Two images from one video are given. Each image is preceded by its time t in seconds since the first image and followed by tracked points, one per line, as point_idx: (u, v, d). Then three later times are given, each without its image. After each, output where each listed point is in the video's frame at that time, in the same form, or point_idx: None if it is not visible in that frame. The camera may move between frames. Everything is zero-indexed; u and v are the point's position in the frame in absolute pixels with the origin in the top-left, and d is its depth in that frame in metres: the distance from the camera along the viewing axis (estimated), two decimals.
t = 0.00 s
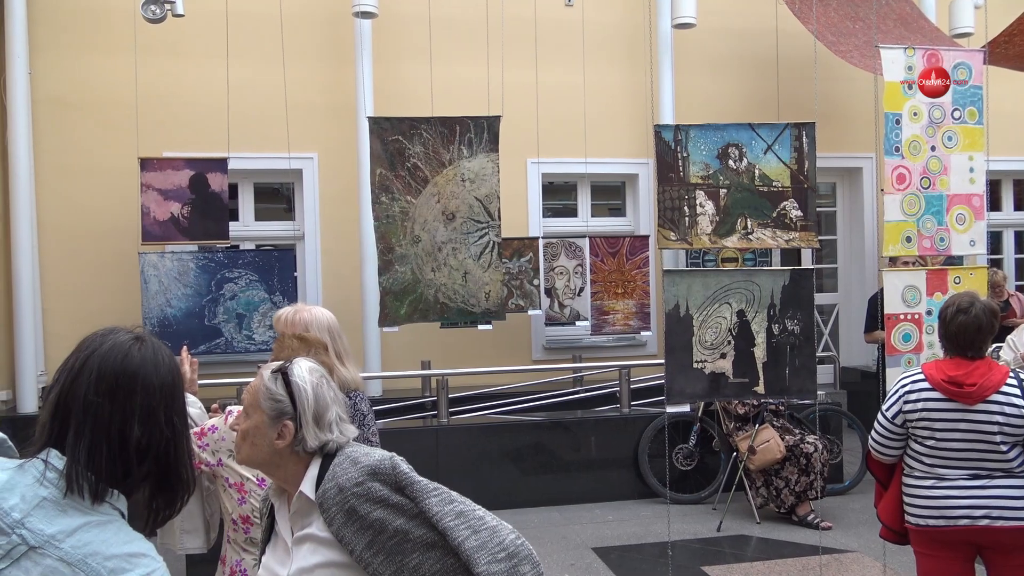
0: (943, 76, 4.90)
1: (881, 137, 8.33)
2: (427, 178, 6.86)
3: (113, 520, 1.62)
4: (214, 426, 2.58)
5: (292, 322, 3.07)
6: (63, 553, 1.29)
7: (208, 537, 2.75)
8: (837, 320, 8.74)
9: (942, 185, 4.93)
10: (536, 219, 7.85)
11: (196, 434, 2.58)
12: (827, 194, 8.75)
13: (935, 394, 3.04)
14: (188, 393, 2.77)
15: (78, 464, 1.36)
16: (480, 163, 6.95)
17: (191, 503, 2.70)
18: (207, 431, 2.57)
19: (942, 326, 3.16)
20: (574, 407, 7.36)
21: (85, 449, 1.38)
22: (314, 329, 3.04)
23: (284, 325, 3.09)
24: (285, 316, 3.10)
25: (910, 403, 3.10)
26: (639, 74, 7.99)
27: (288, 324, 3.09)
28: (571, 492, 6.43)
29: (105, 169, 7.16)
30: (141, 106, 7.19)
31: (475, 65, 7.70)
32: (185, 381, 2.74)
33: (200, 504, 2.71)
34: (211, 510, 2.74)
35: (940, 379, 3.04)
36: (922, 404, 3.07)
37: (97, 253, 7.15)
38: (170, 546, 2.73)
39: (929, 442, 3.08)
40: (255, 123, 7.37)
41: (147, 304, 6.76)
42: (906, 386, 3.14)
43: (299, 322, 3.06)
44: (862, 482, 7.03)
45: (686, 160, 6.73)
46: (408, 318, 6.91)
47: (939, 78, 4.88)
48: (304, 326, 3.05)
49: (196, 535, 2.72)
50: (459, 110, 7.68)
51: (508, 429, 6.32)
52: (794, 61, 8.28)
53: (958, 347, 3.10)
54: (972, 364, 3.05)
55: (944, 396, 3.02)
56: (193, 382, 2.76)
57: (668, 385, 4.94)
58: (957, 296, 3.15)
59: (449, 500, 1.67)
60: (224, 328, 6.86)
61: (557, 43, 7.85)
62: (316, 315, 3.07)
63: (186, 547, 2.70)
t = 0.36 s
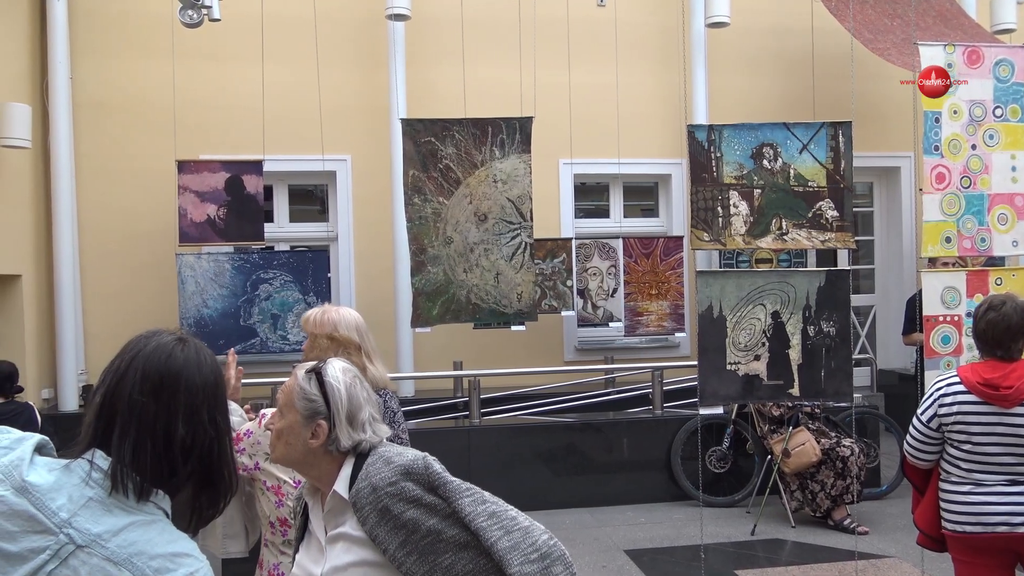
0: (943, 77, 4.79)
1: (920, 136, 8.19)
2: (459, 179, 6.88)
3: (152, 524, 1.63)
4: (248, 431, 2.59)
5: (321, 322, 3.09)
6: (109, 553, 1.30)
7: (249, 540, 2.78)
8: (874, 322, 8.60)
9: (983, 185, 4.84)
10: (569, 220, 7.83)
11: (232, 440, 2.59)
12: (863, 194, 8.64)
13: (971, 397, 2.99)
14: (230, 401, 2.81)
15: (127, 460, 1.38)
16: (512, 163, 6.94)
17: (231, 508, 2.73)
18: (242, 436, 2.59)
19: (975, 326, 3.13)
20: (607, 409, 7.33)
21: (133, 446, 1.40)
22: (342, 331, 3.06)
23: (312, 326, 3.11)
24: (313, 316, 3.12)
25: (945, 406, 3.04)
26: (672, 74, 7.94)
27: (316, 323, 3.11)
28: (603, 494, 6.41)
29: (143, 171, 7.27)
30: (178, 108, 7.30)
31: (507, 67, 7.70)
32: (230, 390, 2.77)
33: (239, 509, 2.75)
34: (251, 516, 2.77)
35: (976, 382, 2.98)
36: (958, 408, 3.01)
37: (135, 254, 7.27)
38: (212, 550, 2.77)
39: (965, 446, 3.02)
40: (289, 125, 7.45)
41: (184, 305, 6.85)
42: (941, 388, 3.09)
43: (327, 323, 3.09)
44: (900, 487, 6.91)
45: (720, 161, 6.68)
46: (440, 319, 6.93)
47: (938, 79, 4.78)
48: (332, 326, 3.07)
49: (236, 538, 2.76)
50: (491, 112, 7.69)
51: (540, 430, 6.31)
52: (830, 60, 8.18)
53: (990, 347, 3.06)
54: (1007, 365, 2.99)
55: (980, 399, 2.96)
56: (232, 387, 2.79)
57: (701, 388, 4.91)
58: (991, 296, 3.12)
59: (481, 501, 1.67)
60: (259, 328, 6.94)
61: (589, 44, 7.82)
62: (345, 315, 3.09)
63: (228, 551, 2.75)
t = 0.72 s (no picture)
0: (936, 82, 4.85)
1: (960, 135, 8.04)
2: (492, 181, 6.90)
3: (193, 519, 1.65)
4: (278, 438, 2.62)
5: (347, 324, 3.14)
6: (142, 546, 1.33)
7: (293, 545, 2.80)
8: (911, 324, 8.46)
9: None
10: (601, 221, 7.81)
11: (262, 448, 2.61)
12: (901, 194, 8.50)
13: (1005, 402, 2.94)
14: (264, 409, 2.83)
15: (158, 455, 1.40)
16: (544, 165, 6.94)
17: (270, 514, 2.75)
18: (272, 443, 2.61)
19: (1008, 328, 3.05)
20: (639, 410, 7.30)
21: (164, 441, 1.42)
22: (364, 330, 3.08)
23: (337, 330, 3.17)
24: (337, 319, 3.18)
25: (979, 411, 2.99)
26: (706, 74, 7.88)
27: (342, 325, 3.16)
28: (636, 497, 6.37)
29: (181, 174, 7.39)
30: (215, 112, 7.41)
31: (539, 68, 7.70)
32: (263, 397, 2.80)
33: (279, 514, 2.76)
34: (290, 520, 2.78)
35: (1010, 386, 2.93)
36: (992, 413, 2.96)
37: (173, 256, 7.38)
38: (259, 552, 2.81)
39: (1002, 452, 2.97)
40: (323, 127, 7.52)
41: (219, 305, 6.94)
42: (974, 393, 3.03)
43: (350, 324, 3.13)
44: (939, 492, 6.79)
45: (754, 161, 6.61)
46: (473, 320, 6.95)
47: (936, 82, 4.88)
48: (359, 325, 3.11)
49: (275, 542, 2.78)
50: (523, 113, 7.69)
51: (572, 432, 6.30)
52: (867, 58, 8.05)
53: None
54: None
55: (1014, 403, 2.92)
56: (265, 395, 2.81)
57: (735, 390, 4.87)
58: None
59: (513, 502, 1.68)
60: (294, 329, 7.02)
61: (621, 44, 7.80)
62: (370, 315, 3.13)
63: (272, 554, 2.77)
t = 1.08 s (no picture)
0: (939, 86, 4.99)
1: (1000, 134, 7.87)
2: (522, 181, 6.91)
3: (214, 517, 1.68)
4: (291, 445, 2.64)
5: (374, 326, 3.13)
6: (146, 536, 1.36)
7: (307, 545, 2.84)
8: (950, 326, 8.31)
9: None
10: (632, 222, 7.78)
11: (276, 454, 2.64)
12: (939, 194, 8.34)
13: None
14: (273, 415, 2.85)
15: (163, 447, 1.44)
16: (575, 166, 6.94)
17: (285, 517, 2.78)
18: (286, 450, 2.64)
19: None
20: (671, 412, 7.25)
21: (169, 435, 1.45)
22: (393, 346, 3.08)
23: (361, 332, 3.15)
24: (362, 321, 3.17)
25: (1017, 416, 2.94)
26: (738, 74, 7.81)
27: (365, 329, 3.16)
28: (666, 499, 6.34)
29: (217, 176, 7.51)
30: (249, 116, 7.52)
31: (570, 69, 7.70)
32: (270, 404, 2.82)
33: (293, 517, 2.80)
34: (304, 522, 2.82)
35: None
36: None
37: (208, 257, 7.50)
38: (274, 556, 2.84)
39: None
40: (355, 130, 7.59)
41: (254, 306, 7.04)
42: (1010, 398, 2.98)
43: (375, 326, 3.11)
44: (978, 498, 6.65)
45: (788, 161, 6.55)
46: (502, 321, 6.97)
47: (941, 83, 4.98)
48: (384, 327, 3.12)
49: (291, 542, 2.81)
50: (553, 114, 7.69)
51: (602, 433, 6.28)
52: (904, 56, 7.91)
53: None
54: None
55: None
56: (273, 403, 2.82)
57: (768, 392, 4.80)
58: None
59: (544, 502, 1.68)
60: (326, 329, 7.10)
61: (653, 44, 7.76)
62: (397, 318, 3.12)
63: (288, 556, 2.80)
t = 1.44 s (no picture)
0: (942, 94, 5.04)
1: None
2: (556, 183, 6.91)
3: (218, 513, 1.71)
4: (305, 444, 2.64)
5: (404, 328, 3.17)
6: (145, 536, 1.41)
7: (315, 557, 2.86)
8: (992, 329, 8.13)
9: None
10: (666, 223, 7.74)
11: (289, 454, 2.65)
12: (981, 194, 8.16)
13: None
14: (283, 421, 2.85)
15: (158, 447, 1.47)
16: (608, 167, 6.92)
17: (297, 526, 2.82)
18: (299, 450, 2.64)
19: None
20: (704, 415, 7.19)
21: (164, 434, 1.49)
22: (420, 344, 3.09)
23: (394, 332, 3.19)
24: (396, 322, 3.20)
25: None
26: (774, 73, 7.71)
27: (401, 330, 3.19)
28: (699, 502, 6.29)
29: (254, 179, 7.62)
30: (285, 119, 7.62)
31: (604, 70, 7.68)
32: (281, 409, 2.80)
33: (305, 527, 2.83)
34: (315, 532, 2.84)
35: None
36: None
37: (245, 259, 7.62)
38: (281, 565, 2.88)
39: None
40: (390, 132, 7.65)
41: (290, 307, 7.15)
42: None
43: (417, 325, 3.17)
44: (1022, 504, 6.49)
45: (824, 161, 6.47)
46: (536, 322, 6.97)
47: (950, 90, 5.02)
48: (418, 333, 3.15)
49: (300, 552, 2.84)
50: (587, 116, 7.68)
51: (635, 436, 6.26)
52: (944, 53, 7.76)
53: None
54: None
55: None
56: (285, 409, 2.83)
57: (804, 394, 4.74)
58: None
59: (575, 505, 1.68)
60: (360, 330, 7.16)
61: (687, 45, 7.71)
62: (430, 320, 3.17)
63: (295, 566, 2.84)
